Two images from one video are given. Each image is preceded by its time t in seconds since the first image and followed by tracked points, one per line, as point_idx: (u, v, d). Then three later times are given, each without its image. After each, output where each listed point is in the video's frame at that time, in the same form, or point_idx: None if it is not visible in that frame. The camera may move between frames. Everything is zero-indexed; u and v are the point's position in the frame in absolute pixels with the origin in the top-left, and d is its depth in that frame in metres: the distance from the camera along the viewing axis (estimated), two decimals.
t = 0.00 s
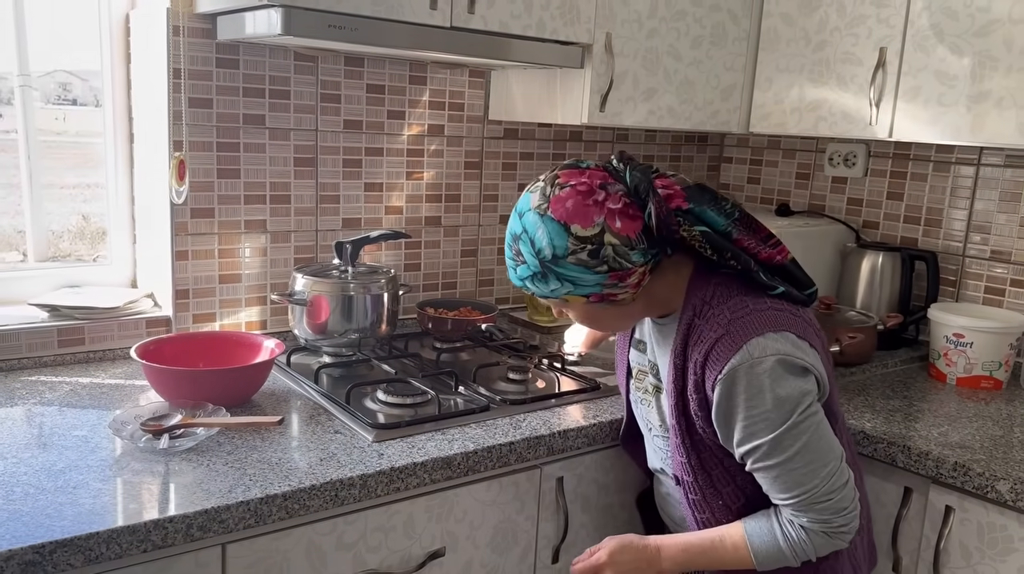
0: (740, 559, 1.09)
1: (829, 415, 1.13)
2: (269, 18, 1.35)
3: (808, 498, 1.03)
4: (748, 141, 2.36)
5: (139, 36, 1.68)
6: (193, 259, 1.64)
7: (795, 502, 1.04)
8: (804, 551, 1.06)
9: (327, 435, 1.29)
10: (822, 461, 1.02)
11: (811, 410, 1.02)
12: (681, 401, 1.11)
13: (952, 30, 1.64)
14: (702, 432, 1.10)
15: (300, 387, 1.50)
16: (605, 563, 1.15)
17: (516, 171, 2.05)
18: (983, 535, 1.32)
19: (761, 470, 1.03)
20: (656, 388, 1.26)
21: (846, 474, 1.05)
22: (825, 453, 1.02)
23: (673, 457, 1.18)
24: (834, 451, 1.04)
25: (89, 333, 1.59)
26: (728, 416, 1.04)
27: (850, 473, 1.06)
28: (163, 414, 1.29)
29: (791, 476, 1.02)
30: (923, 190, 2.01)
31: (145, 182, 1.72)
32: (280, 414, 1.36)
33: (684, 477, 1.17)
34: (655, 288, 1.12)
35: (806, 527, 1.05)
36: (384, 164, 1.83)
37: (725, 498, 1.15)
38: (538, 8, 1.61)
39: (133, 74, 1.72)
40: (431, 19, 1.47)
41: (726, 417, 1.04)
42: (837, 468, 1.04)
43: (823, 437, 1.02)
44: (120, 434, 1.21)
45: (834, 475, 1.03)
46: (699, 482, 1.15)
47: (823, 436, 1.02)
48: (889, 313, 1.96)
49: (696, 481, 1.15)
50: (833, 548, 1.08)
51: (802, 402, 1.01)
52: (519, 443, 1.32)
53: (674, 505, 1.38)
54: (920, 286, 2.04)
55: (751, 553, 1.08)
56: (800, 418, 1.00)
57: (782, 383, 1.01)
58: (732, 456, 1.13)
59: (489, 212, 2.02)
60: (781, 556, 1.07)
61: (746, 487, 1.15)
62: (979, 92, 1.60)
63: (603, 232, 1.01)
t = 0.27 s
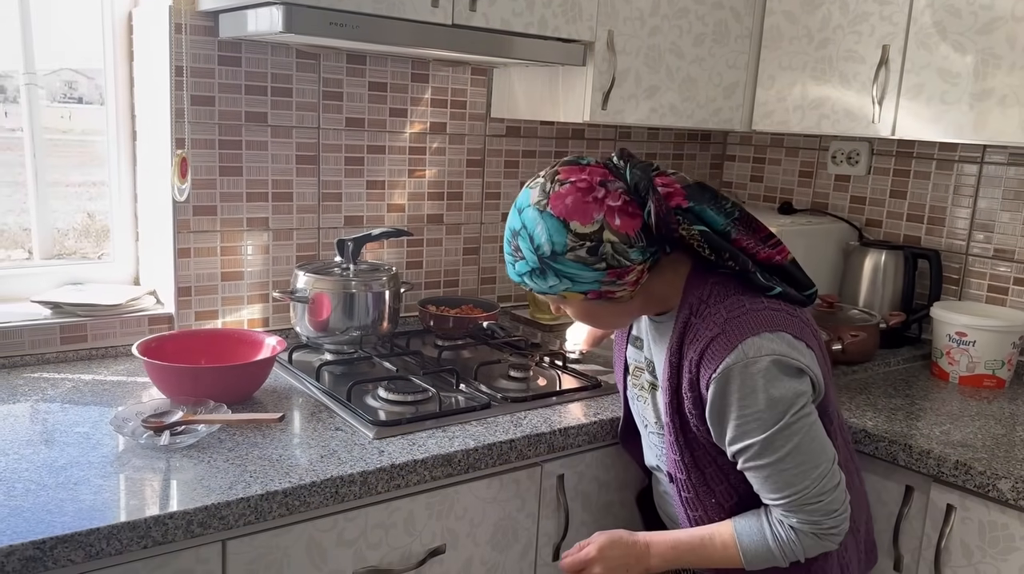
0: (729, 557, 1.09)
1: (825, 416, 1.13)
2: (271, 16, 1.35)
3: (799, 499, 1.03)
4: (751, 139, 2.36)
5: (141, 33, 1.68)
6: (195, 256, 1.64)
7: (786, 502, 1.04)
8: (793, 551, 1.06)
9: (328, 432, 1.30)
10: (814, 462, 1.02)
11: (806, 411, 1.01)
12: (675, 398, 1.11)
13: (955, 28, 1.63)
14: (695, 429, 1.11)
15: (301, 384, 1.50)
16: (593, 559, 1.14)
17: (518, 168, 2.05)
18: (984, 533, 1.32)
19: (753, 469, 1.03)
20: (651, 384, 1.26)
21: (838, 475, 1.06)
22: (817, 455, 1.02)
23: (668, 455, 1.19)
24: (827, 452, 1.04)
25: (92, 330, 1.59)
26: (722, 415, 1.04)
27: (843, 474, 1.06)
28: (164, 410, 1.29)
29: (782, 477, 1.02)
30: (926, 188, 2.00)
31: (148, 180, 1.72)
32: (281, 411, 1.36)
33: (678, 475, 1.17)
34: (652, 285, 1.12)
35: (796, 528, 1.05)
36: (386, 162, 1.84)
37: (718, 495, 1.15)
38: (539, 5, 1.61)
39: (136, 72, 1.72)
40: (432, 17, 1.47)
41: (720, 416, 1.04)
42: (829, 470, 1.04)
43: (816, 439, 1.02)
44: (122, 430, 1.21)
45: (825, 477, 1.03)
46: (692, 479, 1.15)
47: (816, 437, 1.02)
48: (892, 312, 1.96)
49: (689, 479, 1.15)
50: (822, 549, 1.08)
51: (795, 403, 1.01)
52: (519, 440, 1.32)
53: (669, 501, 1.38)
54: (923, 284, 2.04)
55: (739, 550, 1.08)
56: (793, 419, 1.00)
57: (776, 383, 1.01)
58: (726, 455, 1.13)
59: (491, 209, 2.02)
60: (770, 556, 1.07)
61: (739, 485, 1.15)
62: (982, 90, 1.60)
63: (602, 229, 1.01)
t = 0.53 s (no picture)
0: (712, 538, 1.09)
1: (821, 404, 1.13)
2: (273, 17, 1.36)
3: (789, 479, 1.03)
4: (754, 139, 2.35)
5: (145, 34, 1.69)
6: (199, 256, 1.65)
7: (775, 482, 1.03)
8: (779, 534, 1.06)
9: (330, 431, 1.30)
10: (805, 443, 1.02)
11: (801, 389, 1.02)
12: (672, 370, 1.11)
13: (957, 28, 1.63)
14: (689, 404, 1.10)
15: (303, 384, 1.51)
16: (576, 529, 1.14)
17: (521, 168, 2.05)
18: (985, 534, 1.32)
19: (742, 447, 1.04)
20: (650, 362, 1.26)
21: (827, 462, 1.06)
22: (808, 437, 1.02)
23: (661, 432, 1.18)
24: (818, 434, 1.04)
25: (96, 330, 1.60)
26: (716, 386, 1.04)
27: (833, 461, 1.06)
28: (167, 410, 1.30)
29: (771, 455, 1.02)
30: (929, 188, 2.00)
31: (152, 180, 1.73)
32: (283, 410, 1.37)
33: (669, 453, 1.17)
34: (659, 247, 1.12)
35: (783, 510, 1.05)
36: (389, 162, 1.84)
37: (707, 477, 1.15)
38: (541, 6, 1.61)
39: (140, 72, 1.73)
40: (434, 17, 1.48)
41: (715, 388, 1.04)
42: (819, 453, 1.04)
43: (810, 418, 1.02)
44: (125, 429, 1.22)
45: (814, 462, 1.03)
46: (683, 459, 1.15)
47: (810, 416, 1.03)
48: (895, 312, 1.96)
49: (680, 457, 1.15)
50: (806, 536, 1.08)
51: (792, 380, 1.01)
52: (520, 440, 1.33)
53: (663, 498, 1.39)
54: (926, 285, 2.03)
55: (724, 534, 1.08)
56: (787, 394, 1.01)
57: (773, 358, 1.01)
58: (718, 435, 1.13)
59: (494, 209, 2.03)
60: (755, 539, 1.07)
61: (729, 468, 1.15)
62: (985, 90, 1.60)
63: (628, 168, 1.01)
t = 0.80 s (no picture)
0: (641, 483, 1.00)
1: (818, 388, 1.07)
2: (276, 20, 1.37)
3: (739, 441, 0.94)
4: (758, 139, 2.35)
5: (150, 35, 1.70)
6: (203, 256, 1.66)
7: (722, 438, 0.95)
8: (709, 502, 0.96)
9: (332, 431, 1.31)
10: (767, 411, 0.95)
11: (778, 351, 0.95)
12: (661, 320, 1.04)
13: (959, 29, 1.63)
14: (672, 358, 1.04)
15: (306, 383, 1.51)
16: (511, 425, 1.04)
17: (524, 169, 2.06)
18: (985, 536, 1.32)
19: (703, 394, 0.96)
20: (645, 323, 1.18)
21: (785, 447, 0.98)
22: (772, 405, 0.95)
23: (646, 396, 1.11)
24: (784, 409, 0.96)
25: (100, 329, 1.61)
26: (694, 326, 0.98)
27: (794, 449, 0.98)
28: (170, 409, 1.31)
29: (730, 409, 0.94)
30: (932, 189, 2.00)
31: (156, 180, 1.74)
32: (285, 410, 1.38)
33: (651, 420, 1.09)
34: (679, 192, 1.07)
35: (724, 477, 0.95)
36: (392, 162, 1.85)
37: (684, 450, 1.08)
38: (543, 8, 1.61)
39: (145, 74, 1.74)
40: (436, 19, 1.48)
41: (693, 328, 0.99)
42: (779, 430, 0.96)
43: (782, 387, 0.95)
44: (128, 428, 1.23)
45: (769, 438, 0.95)
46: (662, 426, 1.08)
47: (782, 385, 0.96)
48: (897, 313, 1.96)
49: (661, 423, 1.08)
50: (737, 518, 0.98)
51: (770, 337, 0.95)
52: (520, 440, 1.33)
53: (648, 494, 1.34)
54: (929, 286, 2.03)
55: (652, 481, 0.99)
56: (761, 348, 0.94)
57: (754, 308, 0.95)
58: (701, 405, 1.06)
59: (497, 210, 2.04)
60: (683, 501, 0.98)
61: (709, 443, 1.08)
62: (986, 92, 1.60)
63: (672, 96, 0.99)
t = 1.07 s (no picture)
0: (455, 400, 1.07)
1: (779, 379, 1.08)
2: (275, 21, 1.38)
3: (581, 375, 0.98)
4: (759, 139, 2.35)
5: (151, 35, 1.71)
6: (203, 255, 1.67)
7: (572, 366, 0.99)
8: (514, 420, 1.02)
9: (329, 429, 1.32)
10: (631, 364, 0.97)
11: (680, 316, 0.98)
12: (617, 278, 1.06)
13: (958, 29, 1.63)
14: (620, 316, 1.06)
15: (304, 383, 1.52)
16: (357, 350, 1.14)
17: (525, 169, 2.06)
18: (981, 536, 1.32)
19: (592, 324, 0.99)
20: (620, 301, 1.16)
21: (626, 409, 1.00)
22: (641, 367, 0.97)
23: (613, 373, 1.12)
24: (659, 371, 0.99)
25: (101, 328, 1.63)
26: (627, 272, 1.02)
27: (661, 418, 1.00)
28: (169, 407, 1.32)
29: (600, 345, 0.97)
30: (933, 189, 2.00)
31: (158, 179, 1.75)
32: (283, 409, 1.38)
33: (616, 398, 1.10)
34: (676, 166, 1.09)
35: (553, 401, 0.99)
36: (392, 162, 1.86)
37: (644, 429, 1.10)
38: (542, 8, 1.62)
39: (146, 74, 1.75)
40: (434, 20, 1.49)
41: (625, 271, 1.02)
42: (631, 388, 0.98)
43: (666, 349, 0.98)
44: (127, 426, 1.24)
45: (613, 402, 0.98)
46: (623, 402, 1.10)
47: (669, 348, 0.98)
48: (897, 314, 1.96)
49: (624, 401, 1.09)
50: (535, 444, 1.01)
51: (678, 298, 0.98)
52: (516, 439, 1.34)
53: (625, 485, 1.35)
54: (929, 286, 2.03)
55: (464, 399, 1.06)
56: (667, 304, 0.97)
57: (678, 268, 0.98)
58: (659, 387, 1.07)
59: (497, 210, 2.04)
60: (504, 415, 1.02)
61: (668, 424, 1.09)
62: (985, 92, 1.59)
63: (689, 64, 1.02)
